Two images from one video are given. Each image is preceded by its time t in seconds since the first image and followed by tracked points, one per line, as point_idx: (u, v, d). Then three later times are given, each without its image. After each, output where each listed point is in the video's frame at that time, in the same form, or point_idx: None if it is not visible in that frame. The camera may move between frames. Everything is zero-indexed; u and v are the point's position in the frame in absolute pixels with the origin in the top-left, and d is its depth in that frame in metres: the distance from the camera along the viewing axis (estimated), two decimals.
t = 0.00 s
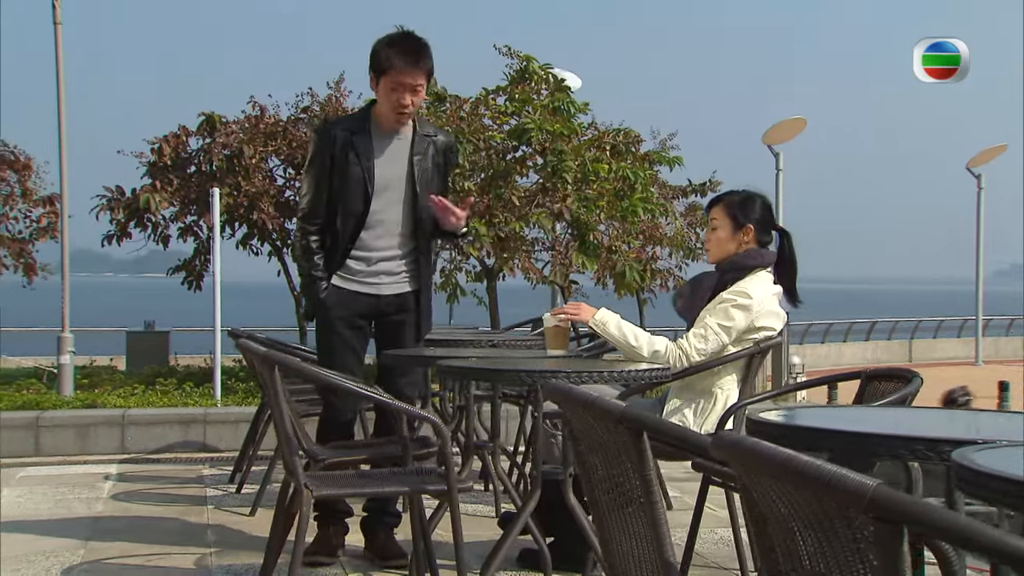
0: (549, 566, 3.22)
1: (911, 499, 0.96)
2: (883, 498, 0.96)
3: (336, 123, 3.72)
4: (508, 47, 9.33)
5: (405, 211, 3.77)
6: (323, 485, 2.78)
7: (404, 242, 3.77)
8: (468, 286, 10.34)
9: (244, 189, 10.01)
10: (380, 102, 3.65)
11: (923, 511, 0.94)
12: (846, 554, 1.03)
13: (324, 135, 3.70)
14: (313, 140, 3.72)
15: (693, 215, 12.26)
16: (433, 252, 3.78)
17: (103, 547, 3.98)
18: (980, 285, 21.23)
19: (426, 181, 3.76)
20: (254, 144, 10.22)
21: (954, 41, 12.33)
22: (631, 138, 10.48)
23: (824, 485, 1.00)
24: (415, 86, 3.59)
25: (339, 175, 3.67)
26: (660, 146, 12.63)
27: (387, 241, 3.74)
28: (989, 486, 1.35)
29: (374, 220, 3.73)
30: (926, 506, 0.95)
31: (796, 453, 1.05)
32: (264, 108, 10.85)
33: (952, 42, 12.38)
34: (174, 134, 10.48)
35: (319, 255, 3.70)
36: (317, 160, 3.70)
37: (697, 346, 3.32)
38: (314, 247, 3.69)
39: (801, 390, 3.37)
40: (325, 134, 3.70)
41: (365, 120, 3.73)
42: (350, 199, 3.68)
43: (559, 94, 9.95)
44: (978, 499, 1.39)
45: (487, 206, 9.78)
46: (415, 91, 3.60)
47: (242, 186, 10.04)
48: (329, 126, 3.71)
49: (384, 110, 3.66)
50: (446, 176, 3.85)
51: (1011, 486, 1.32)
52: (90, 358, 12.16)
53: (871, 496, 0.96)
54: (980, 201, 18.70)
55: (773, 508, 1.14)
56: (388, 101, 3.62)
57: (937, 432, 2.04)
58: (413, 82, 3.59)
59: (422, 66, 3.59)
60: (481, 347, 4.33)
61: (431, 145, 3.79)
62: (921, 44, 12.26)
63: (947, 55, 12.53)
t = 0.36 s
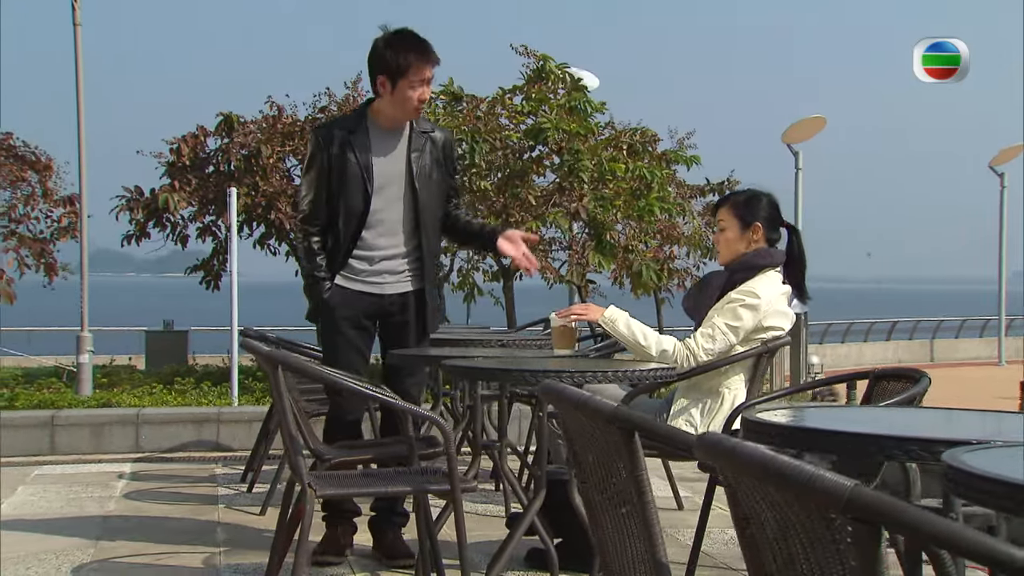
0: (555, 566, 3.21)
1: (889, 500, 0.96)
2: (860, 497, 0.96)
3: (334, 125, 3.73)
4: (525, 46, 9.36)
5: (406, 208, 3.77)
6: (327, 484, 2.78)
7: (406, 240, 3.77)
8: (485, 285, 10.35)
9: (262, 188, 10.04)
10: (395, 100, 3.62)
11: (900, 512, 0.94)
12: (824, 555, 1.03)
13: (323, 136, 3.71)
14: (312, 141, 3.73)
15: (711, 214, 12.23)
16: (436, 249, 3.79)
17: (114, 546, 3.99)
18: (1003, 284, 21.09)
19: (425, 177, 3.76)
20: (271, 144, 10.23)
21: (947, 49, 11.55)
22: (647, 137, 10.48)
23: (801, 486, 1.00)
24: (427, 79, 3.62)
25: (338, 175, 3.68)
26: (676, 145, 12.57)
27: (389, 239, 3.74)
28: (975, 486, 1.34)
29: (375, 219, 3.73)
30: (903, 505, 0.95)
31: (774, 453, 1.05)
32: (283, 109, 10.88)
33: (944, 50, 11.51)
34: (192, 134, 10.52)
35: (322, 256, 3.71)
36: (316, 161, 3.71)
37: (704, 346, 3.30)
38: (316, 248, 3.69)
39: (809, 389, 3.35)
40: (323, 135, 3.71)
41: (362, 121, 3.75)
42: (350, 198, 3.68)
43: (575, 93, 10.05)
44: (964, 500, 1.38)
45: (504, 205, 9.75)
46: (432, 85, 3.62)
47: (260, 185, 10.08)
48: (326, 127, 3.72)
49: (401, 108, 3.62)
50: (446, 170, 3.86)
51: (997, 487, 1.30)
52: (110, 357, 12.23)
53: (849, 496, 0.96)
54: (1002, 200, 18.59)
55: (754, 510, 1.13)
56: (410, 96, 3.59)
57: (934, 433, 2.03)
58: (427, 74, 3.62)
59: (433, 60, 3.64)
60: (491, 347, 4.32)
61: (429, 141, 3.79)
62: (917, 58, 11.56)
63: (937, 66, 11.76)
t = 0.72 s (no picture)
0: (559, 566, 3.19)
1: (864, 502, 0.95)
2: (833, 499, 0.95)
3: (333, 124, 3.72)
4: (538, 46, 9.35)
5: (407, 206, 3.77)
6: (328, 484, 2.78)
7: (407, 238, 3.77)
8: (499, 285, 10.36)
9: (276, 189, 10.05)
10: (371, 90, 3.64)
11: (873, 514, 0.93)
12: (800, 558, 1.02)
13: (323, 135, 3.70)
14: (312, 140, 3.73)
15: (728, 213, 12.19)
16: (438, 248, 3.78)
17: (120, 546, 4.01)
18: None
19: (426, 175, 3.75)
20: (286, 144, 10.23)
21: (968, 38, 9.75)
22: (661, 136, 10.43)
23: (775, 487, 0.99)
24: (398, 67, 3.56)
25: (337, 174, 3.68)
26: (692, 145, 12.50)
27: (389, 238, 3.74)
28: (958, 487, 1.33)
29: (375, 218, 3.73)
30: (877, 507, 0.93)
31: (749, 454, 1.04)
32: (297, 109, 10.88)
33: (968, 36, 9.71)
34: (207, 134, 10.54)
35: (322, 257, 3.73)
36: (316, 160, 3.71)
37: (708, 346, 3.29)
38: (317, 249, 3.72)
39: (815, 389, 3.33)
40: (322, 134, 3.71)
41: (358, 118, 3.75)
42: (350, 197, 3.69)
43: (589, 93, 10.02)
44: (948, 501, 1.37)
45: (517, 205, 9.71)
46: (401, 82, 3.58)
47: (274, 186, 10.08)
48: (327, 126, 3.72)
49: (375, 98, 3.64)
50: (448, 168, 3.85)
51: (980, 488, 1.29)
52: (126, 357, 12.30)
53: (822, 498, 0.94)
54: None
55: (734, 511, 1.12)
56: (377, 90, 3.59)
57: (931, 434, 2.01)
58: (400, 71, 3.58)
59: (410, 56, 3.57)
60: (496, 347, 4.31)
61: (431, 138, 3.77)
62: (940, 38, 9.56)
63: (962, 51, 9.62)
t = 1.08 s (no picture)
0: (563, 567, 3.18)
1: (836, 501, 0.95)
2: (807, 497, 0.94)
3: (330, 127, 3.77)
4: (552, 47, 9.33)
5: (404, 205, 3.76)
6: (329, 484, 2.78)
7: (404, 237, 3.77)
8: (513, 286, 10.37)
9: (289, 190, 10.07)
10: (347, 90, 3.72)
11: (844, 514, 0.93)
12: (776, 558, 1.02)
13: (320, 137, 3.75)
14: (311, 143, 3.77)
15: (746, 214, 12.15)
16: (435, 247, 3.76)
17: (127, 545, 4.03)
18: None
19: (422, 174, 3.74)
20: (300, 144, 10.22)
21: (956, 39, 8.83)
22: (676, 136, 10.39)
23: (749, 486, 0.99)
24: (351, 69, 3.60)
25: (332, 174, 3.72)
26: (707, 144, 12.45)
27: (384, 238, 3.75)
28: (948, 489, 1.33)
29: (371, 217, 3.75)
30: (848, 506, 0.93)
31: (725, 454, 1.03)
32: (311, 110, 10.89)
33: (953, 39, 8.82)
34: (222, 135, 10.54)
35: (323, 254, 3.80)
36: (313, 162, 3.76)
37: (713, 346, 3.28)
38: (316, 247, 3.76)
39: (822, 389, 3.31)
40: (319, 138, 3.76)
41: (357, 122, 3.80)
42: (344, 196, 3.72)
43: (603, 93, 10.06)
44: (940, 503, 1.37)
45: (529, 206, 9.68)
46: (347, 81, 3.61)
47: (288, 187, 10.09)
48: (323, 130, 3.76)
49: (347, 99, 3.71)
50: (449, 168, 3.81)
51: (969, 489, 1.29)
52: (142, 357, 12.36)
53: (796, 498, 0.94)
54: None
55: (713, 510, 1.12)
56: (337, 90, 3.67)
57: (930, 435, 2.00)
58: (348, 69, 3.61)
59: (355, 53, 3.58)
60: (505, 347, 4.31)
61: (427, 136, 3.76)
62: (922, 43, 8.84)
63: (946, 56, 8.86)
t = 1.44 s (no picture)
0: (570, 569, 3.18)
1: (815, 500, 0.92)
2: (785, 498, 0.92)
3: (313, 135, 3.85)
4: (570, 46, 9.31)
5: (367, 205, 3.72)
6: (335, 484, 2.78)
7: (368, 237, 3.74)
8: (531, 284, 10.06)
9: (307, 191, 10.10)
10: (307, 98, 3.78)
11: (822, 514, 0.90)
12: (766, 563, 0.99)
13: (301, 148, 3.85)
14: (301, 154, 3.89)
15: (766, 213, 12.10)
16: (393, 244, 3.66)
17: (138, 544, 4.05)
18: None
19: (376, 171, 3.68)
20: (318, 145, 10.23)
21: (955, 38, 9.32)
22: (694, 136, 10.31)
23: (733, 486, 0.97)
24: (298, 72, 3.67)
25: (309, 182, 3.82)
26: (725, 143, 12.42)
27: (350, 239, 3.76)
28: (931, 488, 1.37)
29: (342, 217, 3.77)
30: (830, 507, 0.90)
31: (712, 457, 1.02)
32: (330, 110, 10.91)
33: (952, 39, 9.30)
34: (240, 135, 10.55)
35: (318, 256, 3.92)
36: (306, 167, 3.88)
37: (720, 345, 3.26)
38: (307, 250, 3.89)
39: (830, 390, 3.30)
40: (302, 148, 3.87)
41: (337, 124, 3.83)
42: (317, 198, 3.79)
43: (621, 92, 9.98)
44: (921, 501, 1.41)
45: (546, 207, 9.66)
46: (292, 83, 3.68)
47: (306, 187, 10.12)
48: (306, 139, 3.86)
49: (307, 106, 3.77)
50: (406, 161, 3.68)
51: (948, 487, 1.33)
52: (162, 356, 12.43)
53: (773, 500, 0.92)
54: None
55: (699, 509, 1.10)
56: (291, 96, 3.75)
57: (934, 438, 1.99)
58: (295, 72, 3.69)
59: (298, 56, 3.66)
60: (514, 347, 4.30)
61: (388, 132, 3.67)
62: (922, 43, 9.27)
63: (947, 55, 9.34)
